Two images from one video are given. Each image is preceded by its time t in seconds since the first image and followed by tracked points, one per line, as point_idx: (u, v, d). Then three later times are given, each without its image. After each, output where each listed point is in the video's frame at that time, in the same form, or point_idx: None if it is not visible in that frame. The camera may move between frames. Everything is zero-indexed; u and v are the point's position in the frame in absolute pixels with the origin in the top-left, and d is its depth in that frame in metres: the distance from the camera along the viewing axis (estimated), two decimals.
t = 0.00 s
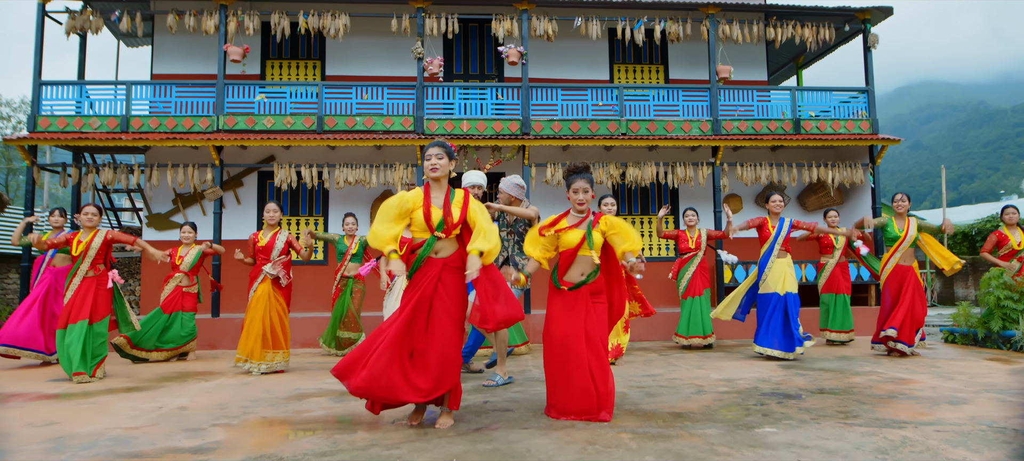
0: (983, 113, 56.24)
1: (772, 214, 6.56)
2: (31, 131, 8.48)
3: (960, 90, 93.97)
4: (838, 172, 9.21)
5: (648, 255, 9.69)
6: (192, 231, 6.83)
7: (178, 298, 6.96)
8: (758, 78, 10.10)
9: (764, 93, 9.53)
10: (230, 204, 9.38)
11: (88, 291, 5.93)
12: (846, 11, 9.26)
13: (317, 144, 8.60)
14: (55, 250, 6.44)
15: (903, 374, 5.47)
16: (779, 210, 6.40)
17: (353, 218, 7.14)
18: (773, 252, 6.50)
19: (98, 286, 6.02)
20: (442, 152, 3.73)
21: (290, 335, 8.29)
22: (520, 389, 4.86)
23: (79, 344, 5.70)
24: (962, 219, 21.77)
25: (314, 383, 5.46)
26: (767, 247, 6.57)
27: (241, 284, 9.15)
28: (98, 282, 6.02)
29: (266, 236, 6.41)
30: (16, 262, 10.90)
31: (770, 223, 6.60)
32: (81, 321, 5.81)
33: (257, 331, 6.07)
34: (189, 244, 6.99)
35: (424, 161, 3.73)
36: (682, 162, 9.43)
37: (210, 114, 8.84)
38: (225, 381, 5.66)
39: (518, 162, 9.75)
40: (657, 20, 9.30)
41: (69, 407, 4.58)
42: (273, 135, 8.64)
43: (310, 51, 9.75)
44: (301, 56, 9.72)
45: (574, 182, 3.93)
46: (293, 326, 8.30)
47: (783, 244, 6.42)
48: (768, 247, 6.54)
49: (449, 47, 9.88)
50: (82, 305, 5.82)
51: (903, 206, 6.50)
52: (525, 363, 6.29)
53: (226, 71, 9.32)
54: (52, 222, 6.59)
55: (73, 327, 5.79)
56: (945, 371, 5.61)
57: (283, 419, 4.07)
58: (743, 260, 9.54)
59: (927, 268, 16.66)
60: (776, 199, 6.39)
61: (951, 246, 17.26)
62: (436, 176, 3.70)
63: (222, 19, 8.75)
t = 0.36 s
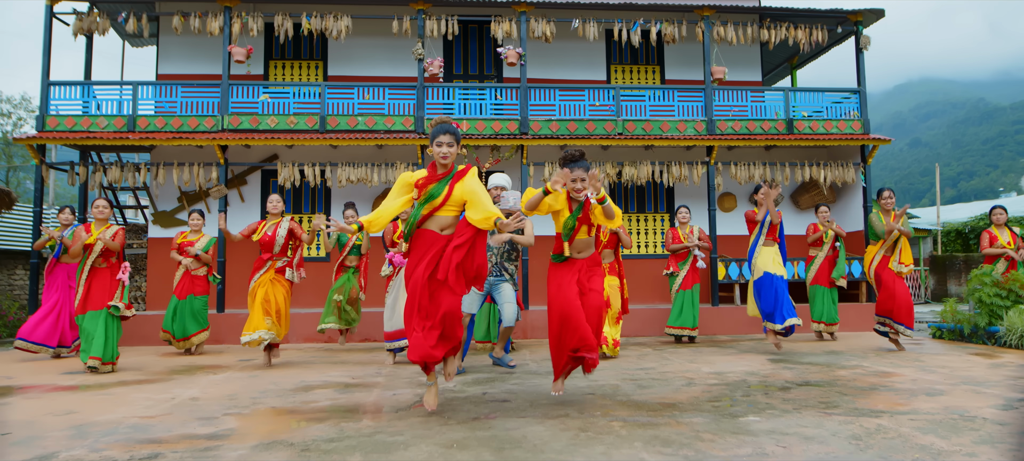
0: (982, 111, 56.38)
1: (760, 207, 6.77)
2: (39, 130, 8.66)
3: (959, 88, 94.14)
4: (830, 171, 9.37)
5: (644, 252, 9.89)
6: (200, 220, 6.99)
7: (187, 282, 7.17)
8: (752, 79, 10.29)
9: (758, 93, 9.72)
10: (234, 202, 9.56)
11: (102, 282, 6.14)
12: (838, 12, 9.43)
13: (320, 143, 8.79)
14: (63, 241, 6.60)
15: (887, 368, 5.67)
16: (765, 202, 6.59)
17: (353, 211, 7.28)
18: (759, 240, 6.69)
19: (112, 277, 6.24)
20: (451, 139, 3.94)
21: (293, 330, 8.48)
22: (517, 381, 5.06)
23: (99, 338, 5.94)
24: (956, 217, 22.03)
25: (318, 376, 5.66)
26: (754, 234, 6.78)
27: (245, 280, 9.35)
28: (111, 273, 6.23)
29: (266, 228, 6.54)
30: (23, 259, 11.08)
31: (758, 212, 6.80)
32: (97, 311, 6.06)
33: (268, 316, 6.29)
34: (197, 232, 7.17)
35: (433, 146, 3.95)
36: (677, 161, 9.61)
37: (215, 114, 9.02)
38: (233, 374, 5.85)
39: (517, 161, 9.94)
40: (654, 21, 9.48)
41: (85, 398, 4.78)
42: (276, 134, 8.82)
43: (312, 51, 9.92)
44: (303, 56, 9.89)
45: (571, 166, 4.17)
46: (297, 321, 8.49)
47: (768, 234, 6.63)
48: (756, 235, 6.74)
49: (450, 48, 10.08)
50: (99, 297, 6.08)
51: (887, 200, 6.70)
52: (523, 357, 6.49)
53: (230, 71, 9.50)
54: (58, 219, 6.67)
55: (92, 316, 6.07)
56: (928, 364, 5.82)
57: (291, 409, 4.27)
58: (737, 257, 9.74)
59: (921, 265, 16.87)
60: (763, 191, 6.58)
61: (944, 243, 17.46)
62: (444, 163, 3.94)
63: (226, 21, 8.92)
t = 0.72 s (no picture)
0: (981, 107, 56.48)
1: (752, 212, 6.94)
2: (49, 130, 8.86)
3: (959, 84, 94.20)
4: (823, 169, 9.58)
5: (641, 248, 10.09)
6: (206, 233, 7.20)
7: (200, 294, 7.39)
8: (747, 78, 10.48)
9: (753, 92, 9.90)
10: (239, 200, 9.76)
11: (112, 287, 6.28)
12: (832, 13, 9.61)
13: (323, 142, 8.98)
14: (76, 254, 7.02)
15: (874, 360, 5.87)
16: (757, 208, 6.81)
17: (354, 219, 7.45)
18: (751, 248, 6.92)
19: (121, 281, 6.38)
20: (452, 169, 4.11)
21: (297, 325, 8.68)
22: (516, 373, 5.27)
23: (102, 330, 6.14)
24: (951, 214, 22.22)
25: (324, 368, 5.86)
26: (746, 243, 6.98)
27: (250, 276, 9.55)
28: (121, 278, 6.37)
29: (270, 241, 6.63)
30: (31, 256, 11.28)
31: (749, 221, 7.01)
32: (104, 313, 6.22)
33: (270, 330, 6.41)
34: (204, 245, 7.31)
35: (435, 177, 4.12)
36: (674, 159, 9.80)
37: (221, 114, 9.23)
38: (241, 367, 6.06)
39: (516, 160, 10.12)
40: (651, 22, 9.65)
41: (101, 389, 4.99)
42: (281, 133, 9.01)
43: (315, 51, 10.11)
44: (306, 56, 10.08)
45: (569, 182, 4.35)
46: (301, 317, 8.69)
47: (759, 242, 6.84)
48: (747, 243, 6.95)
49: (450, 48, 10.26)
50: (111, 301, 6.26)
51: (875, 209, 7.10)
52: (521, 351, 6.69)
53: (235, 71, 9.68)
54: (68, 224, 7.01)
55: (98, 318, 6.22)
56: (914, 358, 6.02)
57: (300, 398, 4.47)
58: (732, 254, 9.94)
59: (916, 261, 17.07)
60: (756, 198, 6.82)
61: (940, 239, 17.62)
62: (445, 192, 4.10)
63: (231, 22, 9.09)
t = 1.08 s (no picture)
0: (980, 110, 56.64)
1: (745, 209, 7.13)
2: (60, 134, 9.05)
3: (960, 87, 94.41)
4: (817, 173, 9.75)
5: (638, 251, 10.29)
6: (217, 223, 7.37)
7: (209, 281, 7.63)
8: (742, 83, 10.70)
9: (749, 98, 10.09)
10: (245, 203, 9.97)
11: (128, 283, 6.51)
12: (826, 20, 9.79)
13: (327, 146, 9.18)
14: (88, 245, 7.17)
15: (862, 360, 6.07)
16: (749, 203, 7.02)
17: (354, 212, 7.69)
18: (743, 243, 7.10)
19: (136, 279, 6.61)
20: (455, 148, 4.28)
21: (302, 325, 8.88)
22: (515, 371, 5.47)
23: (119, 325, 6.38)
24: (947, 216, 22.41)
25: (330, 366, 6.06)
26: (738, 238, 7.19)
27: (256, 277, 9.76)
28: (136, 274, 6.61)
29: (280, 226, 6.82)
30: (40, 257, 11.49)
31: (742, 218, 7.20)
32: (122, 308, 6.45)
33: (276, 307, 6.74)
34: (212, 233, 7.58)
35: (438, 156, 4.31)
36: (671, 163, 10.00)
37: (228, 118, 9.46)
38: (250, 365, 6.26)
39: (516, 164, 10.33)
40: (649, 29, 9.83)
41: (117, 385, 5.19)
42: (286, 138, 9.21)
43: (319, 57, 10.32)
44: (311, 62, 10.29)
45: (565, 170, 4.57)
46: (305, 317, 8.89)
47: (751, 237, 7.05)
48: (740, 239, 7.14)
49: (452, 54, 10.48)
50: (127, 297, 6.46)
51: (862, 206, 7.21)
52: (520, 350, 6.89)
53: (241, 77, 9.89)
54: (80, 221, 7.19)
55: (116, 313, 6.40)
56: (901, 357, 6.22)
57: (308, 394, 4.67)
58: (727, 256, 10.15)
59: (912, 264, 17.26)
60: (746, 194, 7.01)
61: (935, 242, 17.79)
62: (446, 171, 4.32)
63: (238, 29, 9.28)
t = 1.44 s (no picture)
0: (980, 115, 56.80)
1: (738, 221, 7.31)
2: (70, 139, 9.25)
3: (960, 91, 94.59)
4: (813, 179, 9.92)
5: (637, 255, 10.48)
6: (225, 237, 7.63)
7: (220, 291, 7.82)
8: (739, 91, 10.89)
9: (746, 105, 10.27)
10: (250, 206, 10.16)
11: (139, 287, 6.71)
12: (821, 29, 9.98)
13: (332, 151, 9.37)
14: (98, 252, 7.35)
15: (851, 361, 6.25)
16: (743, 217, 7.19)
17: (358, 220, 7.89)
18: (737, 256, 7.29)
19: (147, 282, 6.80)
20: (458, 178, 4.49)
21: (306, 327, 9.06)
22: (514, 372, 5.65)
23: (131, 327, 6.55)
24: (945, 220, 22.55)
25: (335, 366, 6.25)
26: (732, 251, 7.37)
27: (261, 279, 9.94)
28: (146, 280, 6.79)
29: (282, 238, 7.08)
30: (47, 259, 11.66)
31: (736, 230, 7.39)
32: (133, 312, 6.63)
33: (282, 320, 6.89)
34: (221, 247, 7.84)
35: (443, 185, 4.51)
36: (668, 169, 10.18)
37: (234, 124, 9.64)
38: (257, 365, 6.44)
39: (517, 169, 10.51)
40: (647, 37, 10.02)
41: (129, 384, 5.37)
42: (291, 144, 9.40)
43: (324, 64, 10.52)
44: (316, 69, 10.50)
45: (562, 187, 4.71)
46: (309, 319, 9.07)
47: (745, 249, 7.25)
48: (734, 251, 7.35)
49: (454, 61, 10.69)
50: (140, 300, 6.67)
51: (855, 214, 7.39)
52: (520, 352, 7.07)
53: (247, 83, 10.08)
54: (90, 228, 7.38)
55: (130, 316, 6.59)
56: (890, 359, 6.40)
57: (315, 392, 4.86)
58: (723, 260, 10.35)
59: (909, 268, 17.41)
60: (740, 209, 7.17)
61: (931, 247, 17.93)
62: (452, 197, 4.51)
63: (245, 36, 9.49)
